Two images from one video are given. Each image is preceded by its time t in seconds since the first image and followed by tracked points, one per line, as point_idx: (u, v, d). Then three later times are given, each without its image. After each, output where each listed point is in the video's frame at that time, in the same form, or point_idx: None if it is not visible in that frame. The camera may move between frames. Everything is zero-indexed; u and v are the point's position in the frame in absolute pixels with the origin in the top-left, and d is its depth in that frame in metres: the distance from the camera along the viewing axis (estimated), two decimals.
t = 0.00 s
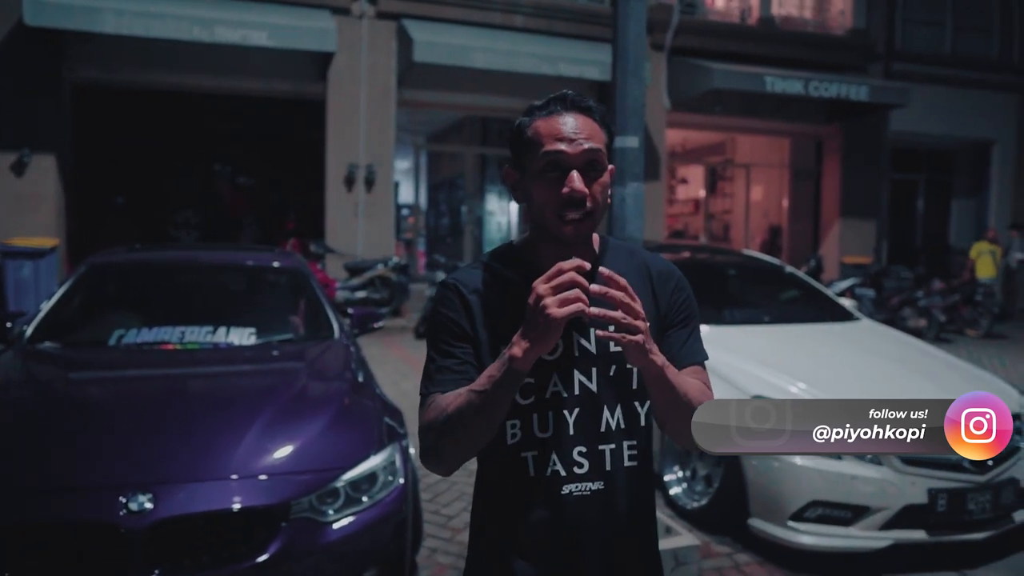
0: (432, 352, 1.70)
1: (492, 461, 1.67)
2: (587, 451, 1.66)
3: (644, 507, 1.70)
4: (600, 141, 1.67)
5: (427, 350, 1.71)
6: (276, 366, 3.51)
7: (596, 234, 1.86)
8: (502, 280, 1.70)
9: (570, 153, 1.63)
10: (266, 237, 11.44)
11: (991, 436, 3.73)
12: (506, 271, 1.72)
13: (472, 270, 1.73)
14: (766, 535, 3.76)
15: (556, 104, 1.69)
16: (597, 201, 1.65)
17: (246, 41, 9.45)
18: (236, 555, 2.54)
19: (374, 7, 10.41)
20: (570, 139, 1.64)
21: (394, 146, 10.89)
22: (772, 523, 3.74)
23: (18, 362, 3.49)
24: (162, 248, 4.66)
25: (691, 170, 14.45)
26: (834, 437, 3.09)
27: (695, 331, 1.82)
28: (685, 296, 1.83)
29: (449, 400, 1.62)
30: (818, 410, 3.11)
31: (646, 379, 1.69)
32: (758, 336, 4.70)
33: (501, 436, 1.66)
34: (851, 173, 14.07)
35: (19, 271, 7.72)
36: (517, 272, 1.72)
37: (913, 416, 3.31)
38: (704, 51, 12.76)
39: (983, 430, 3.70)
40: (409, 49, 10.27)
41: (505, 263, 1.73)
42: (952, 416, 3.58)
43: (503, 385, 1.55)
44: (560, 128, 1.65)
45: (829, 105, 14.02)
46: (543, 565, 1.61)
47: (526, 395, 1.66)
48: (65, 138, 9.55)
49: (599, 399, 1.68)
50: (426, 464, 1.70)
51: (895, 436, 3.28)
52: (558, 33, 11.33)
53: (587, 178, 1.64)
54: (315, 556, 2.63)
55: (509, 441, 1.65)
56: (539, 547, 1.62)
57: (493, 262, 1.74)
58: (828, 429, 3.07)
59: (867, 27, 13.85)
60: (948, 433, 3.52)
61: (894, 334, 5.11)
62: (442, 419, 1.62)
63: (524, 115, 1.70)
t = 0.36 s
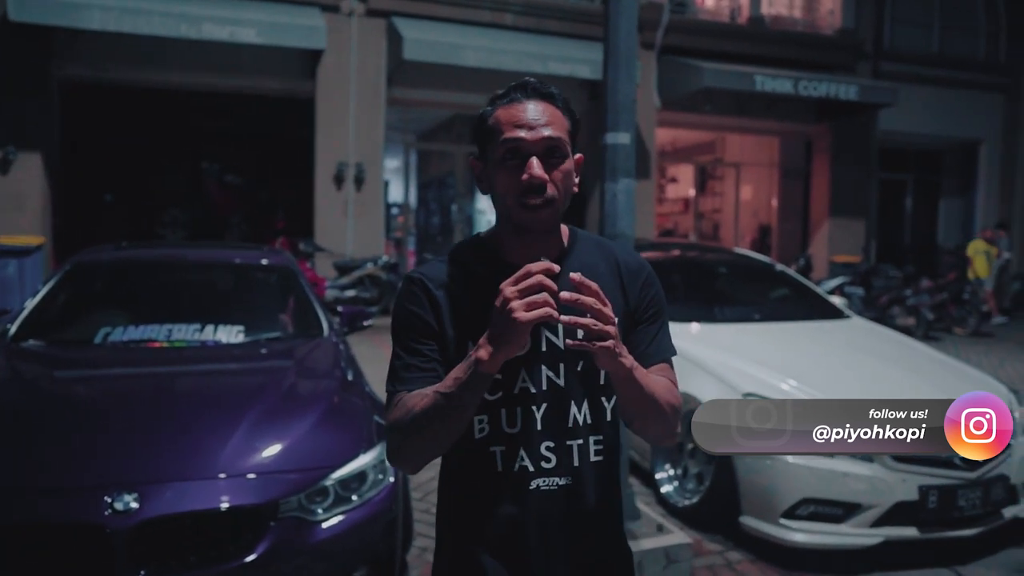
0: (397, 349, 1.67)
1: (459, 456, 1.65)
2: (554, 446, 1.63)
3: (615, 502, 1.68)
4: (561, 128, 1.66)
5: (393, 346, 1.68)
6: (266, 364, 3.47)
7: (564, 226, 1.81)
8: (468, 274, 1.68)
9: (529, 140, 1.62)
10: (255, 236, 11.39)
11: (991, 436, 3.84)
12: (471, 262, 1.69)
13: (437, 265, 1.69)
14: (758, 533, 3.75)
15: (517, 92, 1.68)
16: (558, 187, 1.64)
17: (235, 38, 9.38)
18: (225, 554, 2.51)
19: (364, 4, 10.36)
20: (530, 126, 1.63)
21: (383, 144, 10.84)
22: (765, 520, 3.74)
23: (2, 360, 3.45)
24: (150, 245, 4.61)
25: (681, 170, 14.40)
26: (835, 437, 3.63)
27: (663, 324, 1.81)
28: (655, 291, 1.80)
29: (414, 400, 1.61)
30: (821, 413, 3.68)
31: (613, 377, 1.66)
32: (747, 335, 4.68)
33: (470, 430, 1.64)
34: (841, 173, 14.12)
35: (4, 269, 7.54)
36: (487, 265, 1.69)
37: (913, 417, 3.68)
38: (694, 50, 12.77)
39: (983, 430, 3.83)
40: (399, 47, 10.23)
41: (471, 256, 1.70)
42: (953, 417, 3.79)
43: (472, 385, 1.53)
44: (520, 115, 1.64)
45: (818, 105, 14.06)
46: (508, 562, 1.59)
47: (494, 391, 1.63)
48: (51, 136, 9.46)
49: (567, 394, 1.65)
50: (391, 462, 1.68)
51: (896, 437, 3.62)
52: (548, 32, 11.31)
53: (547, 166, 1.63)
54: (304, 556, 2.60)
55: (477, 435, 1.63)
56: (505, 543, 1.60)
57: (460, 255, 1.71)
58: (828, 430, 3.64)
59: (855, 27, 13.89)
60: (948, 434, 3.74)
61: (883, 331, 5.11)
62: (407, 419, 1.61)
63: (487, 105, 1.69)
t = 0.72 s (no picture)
0: (363, 334, 1.66)
1: (427, 446, 1.63)
2: (523, 434, 1.62)
3: (589, 493, 1.66)
4: (532, 121, 1.64)
5: (359, 331, 1.67)
6: (257, 364, 3.45)
7: (536, 220, 1.78)
8: (438, 262, 1.67)
9: (499, 131, 1.60)
10: (244, 236, 11.33)
11: (991, 436, 3.90)
12: (443, 253, 1.69)
13: (412, 255, 1.68)
14: (751, 531, 3.75)
15: (489, 85, 1.67)
16: (527, 176, 1.61)
17: (224, 37, 9.34)
18: (215, 554, 2.48)
19: (354, 4, 10.34)
20: (499, 118, 1.61)
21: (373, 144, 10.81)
22: (756, 519, 3.74)
23: None
24: (139, 245, 4.58)
25: (670, 169, 14.36)
26: (835, 437, 3.66)
27: (635, 315, 1.75)
28: (626, 283, 1.76)
29: (374, 378, 1.59)
30: (820, 413, 3.70)
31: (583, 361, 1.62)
32: (737, 334, 4.67)
33: (435, 419, 1.62)
34: (830, 173, 14.17)
35: None
36: (458, 252, 1.69)
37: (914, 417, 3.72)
38: (684, 51, 12.81)
39: (983, 430, 3.88)
40: (389, 47, 10.21)
41: (445, 246, 1.69)
42: (953, 417, 3.83)
43: (432, 362, 1.51)
44: (491, 107, 1.63)
45: (807, 106, 14.13)
46: (481, 547, 1.58)
47: (459, 378, 1.61)
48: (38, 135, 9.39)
49: (533, 382, 1.63)
50: (349, 444, 1.66)
51: (897, 436, 3.67)
52: (538, 32, 11.31)
53: (516, 156, 1.61)
54: (295, 556, 2.58)
55: (442, 425, 1.61)
56: (472, 528, 1.59)
57: (434, 248, 1.69)
58: (829, 430, 3.67)
59: (844, 28, 13.96)
60: (949, 433, 3.78)
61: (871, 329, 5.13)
62: (366, 398, 1.58)
63: (458, 98, 1.67)
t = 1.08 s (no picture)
0: (360, 340, 1.66)
1: (419, 446, 1.63)
2: (516, 434, 1.61)
3: (582, 494, 1.66)
4: (522, 121, 1.64)
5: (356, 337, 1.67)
6: (249, 364, 3.44)
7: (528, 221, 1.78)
8: (430, 267, 1.66)
9: (491, 130, 1.60)
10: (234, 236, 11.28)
11: (990, 436, 3.92)
12: (435, 255, 1.68)
13: (406, 257, 1.68)
14: (744, 529, 3.77)
15: (480, 87, 1.67)
16: (518, 176, 1.61)
17: (214, 37, 9.30)
18: (209, 555, 2.47)
19: (344, 3, 10.32)
20: (491, 117, 1.61)
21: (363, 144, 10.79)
22: (749, 517, 3.76)
23: None
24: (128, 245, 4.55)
25: (659, 170, 14.35)
26: (834, 437, 3.66)
27: (627, 318, 1.74)
28: (619, 285, 1.74)
29: (374, 387, 1.59)
30: (820, 413, 3.70)
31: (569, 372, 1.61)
32: (730, 334, 4.68)
33: (430, 419, 1.61)
34: (818, 172, 14.25)
35: None
36: (448, 256, 1.68)
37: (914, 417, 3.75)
38: (674, 51, 12.83)
39: (981, 430, 3.90)
40: (380, 46, 10.18)
41: (436, 249, 1.69)
42: (952, 417, 3.86)
43: (430, 372, 1.52)
44: (481, 108, 1.62)
45: (797, 107, 14.17)
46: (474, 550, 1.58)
47: (453, 378, 1.61)
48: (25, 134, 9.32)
49: (527, 382, 1.63)
50: (350, 447, 1.66)
51: (896, 437, 3.69)
52: (528, 32, 11.30)
53: (506, 155, 1.61)
54: (290, 556, 2.57)
55: (437, 425, 1.60)
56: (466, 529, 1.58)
57: (427, 249, 1.69)
58: (828, 430, 3.66)
59: (832, 29, 14.02)
60: (948, 433, 3.81)
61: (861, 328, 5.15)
62: (367, 406, 1.59)
63: (449, 101, 1.67)
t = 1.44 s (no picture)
0: (362, 345, 1.68)
1: (419, 448, 1.64)
2: (514, 438, 1.63)
3: (579, 496, 1.68)
4: (521, 130, 1.66)
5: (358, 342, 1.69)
6: (248, 365, 3.45)
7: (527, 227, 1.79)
8: (430, 273, 1.68)
9: (490, 139, 1.62)
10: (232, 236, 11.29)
11: (868, 437, 3.70)
12: (435, 261, 1.70)
13: (406, 263, 1.69)
14: (741, 529, 3.79)
15: (479, 96, 1.69)
16: (517, 184, 1.63)
17: (212, 37, 9.30)
18: (210, 555, 2.49)
19: (342, 3, 10.32)
20: (491, 126, 1.63)
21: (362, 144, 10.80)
22: (747, 516, 3.78)
23: None
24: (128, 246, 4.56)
25: (658, 169, 14.53)
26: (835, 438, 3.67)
27: (625, 323, 1.76)
28: (618, 289, 1.76)
29: (375, 391, 1.60)
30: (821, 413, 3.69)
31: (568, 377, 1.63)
32: (728, 334, 4.70)
33: (429, 422, 1.63)
34: (816, 172, 14.26)
35: None
36: (449, 262, 1.70)
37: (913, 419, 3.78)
38: (671, 51, 12.85)
39: (858, 431, 3.70)
40: (378, 46, 10.19)
41: (436, 255, 1.71)
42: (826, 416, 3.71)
43: (430, 376, 1.53)
44: (481, 116, 1.64)
45: (794, 107, 14.19)
46: (471, 552, 1.60)
47: (453, 382, 1.62)
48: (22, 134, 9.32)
49: (526, 386, 1.64)
50: (354, 450, 1.67)
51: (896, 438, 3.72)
52: (525, 32, 11.31)
53: (505, 163, 1.63)
54: (290, 556, 2.58)
55: (437, 428, 1.62)
56: (464, 531, 1.61)
57: (428, 254, 1.71)
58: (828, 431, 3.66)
59: (830, 30, 14.03)
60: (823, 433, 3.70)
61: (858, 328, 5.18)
62: (369, 410, 1.60)
63: (449, 109, 1.69)
